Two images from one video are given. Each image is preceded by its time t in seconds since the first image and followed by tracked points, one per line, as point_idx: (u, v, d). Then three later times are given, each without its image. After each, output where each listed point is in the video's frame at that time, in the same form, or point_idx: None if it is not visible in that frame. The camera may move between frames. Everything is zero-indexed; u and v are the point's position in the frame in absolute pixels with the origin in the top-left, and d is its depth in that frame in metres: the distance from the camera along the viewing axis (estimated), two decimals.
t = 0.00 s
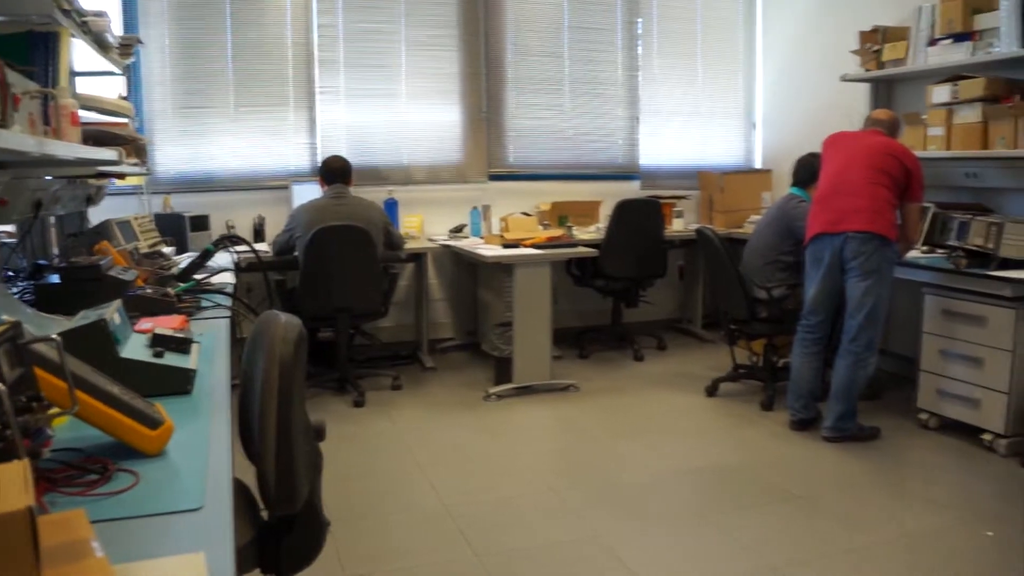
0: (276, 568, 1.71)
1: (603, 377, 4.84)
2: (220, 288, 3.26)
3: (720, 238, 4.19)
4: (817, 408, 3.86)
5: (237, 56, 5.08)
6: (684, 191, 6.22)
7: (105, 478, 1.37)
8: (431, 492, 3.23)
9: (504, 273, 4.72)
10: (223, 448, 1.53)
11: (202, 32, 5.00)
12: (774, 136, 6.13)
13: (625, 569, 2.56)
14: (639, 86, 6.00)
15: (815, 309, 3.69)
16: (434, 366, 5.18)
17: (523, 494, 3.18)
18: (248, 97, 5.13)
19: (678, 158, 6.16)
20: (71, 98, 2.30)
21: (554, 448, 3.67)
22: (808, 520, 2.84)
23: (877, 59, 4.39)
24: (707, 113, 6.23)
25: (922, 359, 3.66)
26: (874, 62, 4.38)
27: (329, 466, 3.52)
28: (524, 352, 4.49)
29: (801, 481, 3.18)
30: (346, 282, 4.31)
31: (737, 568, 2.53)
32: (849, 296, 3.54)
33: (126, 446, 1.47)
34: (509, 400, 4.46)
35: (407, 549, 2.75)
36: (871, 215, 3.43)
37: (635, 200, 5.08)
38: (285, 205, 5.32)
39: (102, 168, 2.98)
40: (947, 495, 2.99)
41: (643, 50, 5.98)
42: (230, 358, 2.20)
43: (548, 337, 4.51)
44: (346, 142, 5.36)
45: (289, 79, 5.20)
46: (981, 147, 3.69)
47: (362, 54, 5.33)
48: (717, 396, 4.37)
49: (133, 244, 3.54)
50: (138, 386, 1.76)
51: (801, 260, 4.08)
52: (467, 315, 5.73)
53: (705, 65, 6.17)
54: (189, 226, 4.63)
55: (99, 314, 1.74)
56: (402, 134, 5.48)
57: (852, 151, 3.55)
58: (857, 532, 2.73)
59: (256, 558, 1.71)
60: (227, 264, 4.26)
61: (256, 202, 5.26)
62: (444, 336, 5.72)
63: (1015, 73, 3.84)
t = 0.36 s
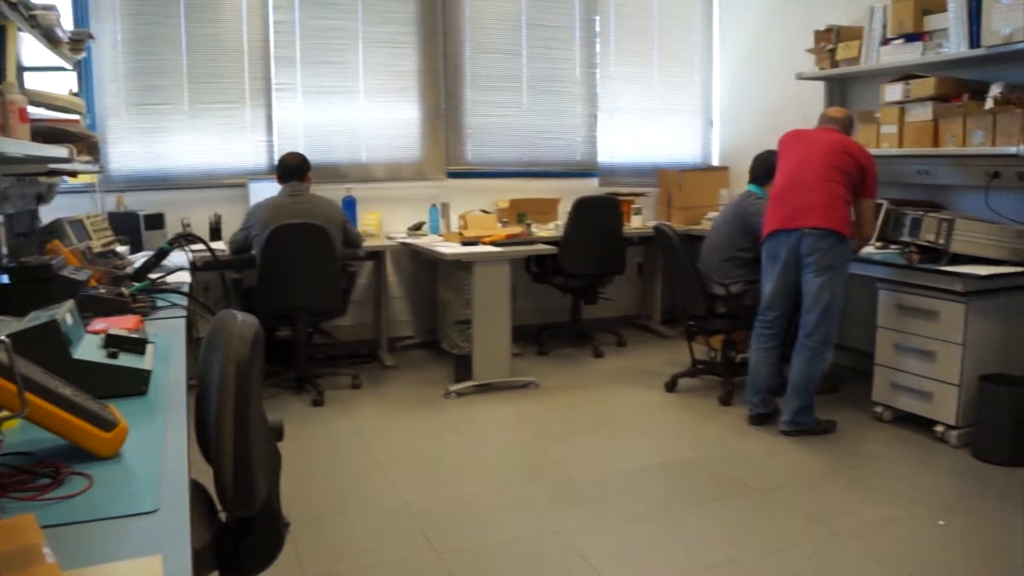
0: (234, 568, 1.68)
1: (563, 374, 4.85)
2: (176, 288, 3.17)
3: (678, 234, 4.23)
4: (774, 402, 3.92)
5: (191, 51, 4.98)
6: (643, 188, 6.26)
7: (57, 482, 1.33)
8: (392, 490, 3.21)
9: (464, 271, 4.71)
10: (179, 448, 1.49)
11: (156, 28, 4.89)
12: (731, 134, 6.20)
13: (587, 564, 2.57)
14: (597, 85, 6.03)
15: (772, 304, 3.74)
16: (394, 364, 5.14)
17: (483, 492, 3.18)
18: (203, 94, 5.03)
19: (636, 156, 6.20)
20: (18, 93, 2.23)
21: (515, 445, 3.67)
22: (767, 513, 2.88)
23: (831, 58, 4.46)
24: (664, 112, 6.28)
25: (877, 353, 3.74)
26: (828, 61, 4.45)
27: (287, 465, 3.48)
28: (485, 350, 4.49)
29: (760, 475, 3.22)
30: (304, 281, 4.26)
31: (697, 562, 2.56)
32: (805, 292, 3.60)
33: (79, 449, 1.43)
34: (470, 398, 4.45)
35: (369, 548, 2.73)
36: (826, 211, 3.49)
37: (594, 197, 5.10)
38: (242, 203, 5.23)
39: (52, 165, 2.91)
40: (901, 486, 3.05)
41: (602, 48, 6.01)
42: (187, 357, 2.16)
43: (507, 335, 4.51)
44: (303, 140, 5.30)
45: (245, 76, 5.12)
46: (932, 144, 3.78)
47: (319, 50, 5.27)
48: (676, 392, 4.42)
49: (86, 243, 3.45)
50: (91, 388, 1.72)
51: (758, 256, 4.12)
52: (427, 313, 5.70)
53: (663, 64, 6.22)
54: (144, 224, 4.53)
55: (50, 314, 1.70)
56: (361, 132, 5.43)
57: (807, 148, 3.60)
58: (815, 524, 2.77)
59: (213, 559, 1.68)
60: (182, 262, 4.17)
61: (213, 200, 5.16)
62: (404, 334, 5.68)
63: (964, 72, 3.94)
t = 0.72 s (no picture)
0: (194, 568, 1.65)
1: (522, 367, 4.85)
2: (129, 285, 3.07)
3: (636, 228, 4.25)
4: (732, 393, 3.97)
5: (143, 43, 4.85)
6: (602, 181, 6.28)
7: (6, 485, 1.28)
8: (352, 486, 3.18)
9: (422, 265, 4.67)
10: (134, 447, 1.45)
11: (105, 19, 4.75)
12: (689, 128, 6.25)
13: (549, 557, 2.58)
14: (555, 79, 6.03)
15: (730, 297, 3.78)
16: (353, 360, 5.09)
17: (444, 486, 3.16)
18: (155, 87, 4.91)
19: (594, 150, 6.22)
20: None
21: (476, 439, 3.66)
22: (725, 503, 2.91)
23: (787, 52, 4.52)
24: (622, 105, 6.30)
25: (832, 344, 3.80)
26: (784, 56, 4.51)
27: (245, 463, 3.42)
28: (444, 345, 4.47)
29: (719, 466, 3.26)
30: (259, 277, 4.19)
31: (656, 552, 2.57)
32: (762, 284, 3.64)
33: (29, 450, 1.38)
34: (429, 392, 4.42)
35: (328, 545, 2.69)
36: (782, 204, 3.53)
37: (552, 191, 5.10)
38: (197, 198, 5.11)
39: None
40: (855, 474, 3.11)
41: (559, 42, 6.02)
42: (141, 355, 2.10)
43: (466, 329, 4.50)
44: (259, 134, 5.20)
45: (199, 68, 5.01)
46: (886, 139, 3.85)
47: (274, 42, 5.18)
48: (636, 384, 4.45)
49: (35, 240, 3.35)
50: (40, 388, 1.66)
51: (715, 249, 4.16)
52: (386, 308, 5.66)
53: (620, 58, 6.25)
54: (96, 220, 4.41)
55: None
56: (318, 125, 5.35)
57: (763, 142, 3.64)
58: (771, 513, 2.81)
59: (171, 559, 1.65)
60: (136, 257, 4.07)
61: (166, 195, 5.03)
62: (363, 329, 5.62)
63: (915, 68, 4.01)
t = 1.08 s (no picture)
0: (146, 567, 1.60)
1: (478, 359, 4.84)
2: (77, 279, 2.97)
3: (591, 218, 4.27)
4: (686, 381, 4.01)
5: (88, 32, 4.70)
6: (556, 172, 6.28)
7: None
8: (308, 480, 3.14)
9: (376, 257, 4.63)
10: (81, 445, 1.40)
11: (49, 6, 4.59)
12: (642, 118, 6.28)
13: (507, 547, 2.58)
14: (509, 69, 6.01)
15: (683, 286, 3.82)
16: (307, 353, 5.03)
17: (401, 478, 3.14)
18: (102, 77, 4.77)
19: (548, 141, 6.22)
20: None
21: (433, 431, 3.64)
22: (681, 490, 2.94)
23: (739, 44, 4.57)
24: (577, 96, 6.31)
25: (784, 332, 3.87)
26: (737, 48, 4.56)
27: (198, 458, 3.35)
28: (399, 336, 4.43)
29: (674, 453, 3.29)
30: (211, 270, 4.10)
31: (611, 539, 2.59)
32: (715, 273, 3.68)
33: None
34: (384, 384, 4.38)
35: (284, 540, 2.65)
36: (734, 195, 3.57)
37: (508, 182, 5.09)
38: (147, 190, 4.97)
39: None
40: (807, 460, 3.17)
41: (513, 33, 5.99)
42: (92, 350, 2.04)
43: (421, 321, 4.47)
44: (210, 125, 5.09)
45: (148, 59, 4.88)
46: (836, 130, 3.92)
47: (224, 31, 5.06)
48: (591, 373, 4.47)
49: None
50: None
51: (669, 239, 4.19)
52: (340, 300, 5.59)
53: (574, 49, 6.25)
54: (42, 213, 4.27)
55: None
56: (269, 115, 5.25)
57: (717, 132, 3.68)
58: (724, 499, 2.85)
59: (122, 558, 1.60)
60: (86, 253, 3.92)
61: (115, 187, 4.87)
62: (317, 322, 5.55)
63: (864, 61, 4.09)
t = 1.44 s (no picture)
0: (93, 567, 1.57)
1: (432, 350, 4.81)
2: (18, 275, 2.83)
3: (542, 208, 4.27)
4: (638, 370, 4.04)
5: (26, 18, 4.52)
6: (508, 163, 6.26)
7: None
8: (261, 475, 3.08)
9: (327, 249, 4.56)
10: (24, 443, 1.35)
11: None
12: (593, 109, 6.30)
13: (464, 539, 2.56)
14: (460, 59, 5.96)
15: (635, 276, 3.84)
16: (259, 346, 4.93)
17: (356, 472, 3.10)
18: (42, 66, 4.59)
19: (500, 131, 6.20)
20: None
21: (387, 423, 3.61)
22: (637, 478, 2.96)
23: (688, 35, 4.60)
24: (527, 87, 6.29)
25: (735, 320, 3.92)
26: (686, 38, 4.58)
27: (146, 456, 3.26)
28: (351, 329, 4.38)
29: (629, 441, 3.31)
30: (158, 264, 3.99)
31: (569, 528, 2.60)
32: (666, 263, 3.71)
33: None
34: (336, 378, 4.32)
35: (237, 537, 2.59)
36: (683, 184, 3.60)
37: (460, 171, 5.07)
38: (93, 183, 4.78)
39: None
40: (759, 445, 3.22)
41: (464, 23, 5.94)
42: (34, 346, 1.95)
43: (373, 313, 4.42)
44: (155, 116, 4.94)
45: (90, 47, 4.72)
46: (784, 120, 3.98)
47: (166, 19, 4.91)
48: (544, 363, 4.48)
49: None
50: None
51: (620, 228, 4.21)
52: (292, 293, 5.50)
53: (525, 40, 6.23)
54: None
55: None
56: (216, 106, 5.12)
57: (666, 122, 3.70)
58: (678, 486, 2.88)
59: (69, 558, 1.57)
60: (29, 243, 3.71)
61: (58, 181, 4.69)
62: (268, 315, 5.45)
63: (811, 52, 4.15)
